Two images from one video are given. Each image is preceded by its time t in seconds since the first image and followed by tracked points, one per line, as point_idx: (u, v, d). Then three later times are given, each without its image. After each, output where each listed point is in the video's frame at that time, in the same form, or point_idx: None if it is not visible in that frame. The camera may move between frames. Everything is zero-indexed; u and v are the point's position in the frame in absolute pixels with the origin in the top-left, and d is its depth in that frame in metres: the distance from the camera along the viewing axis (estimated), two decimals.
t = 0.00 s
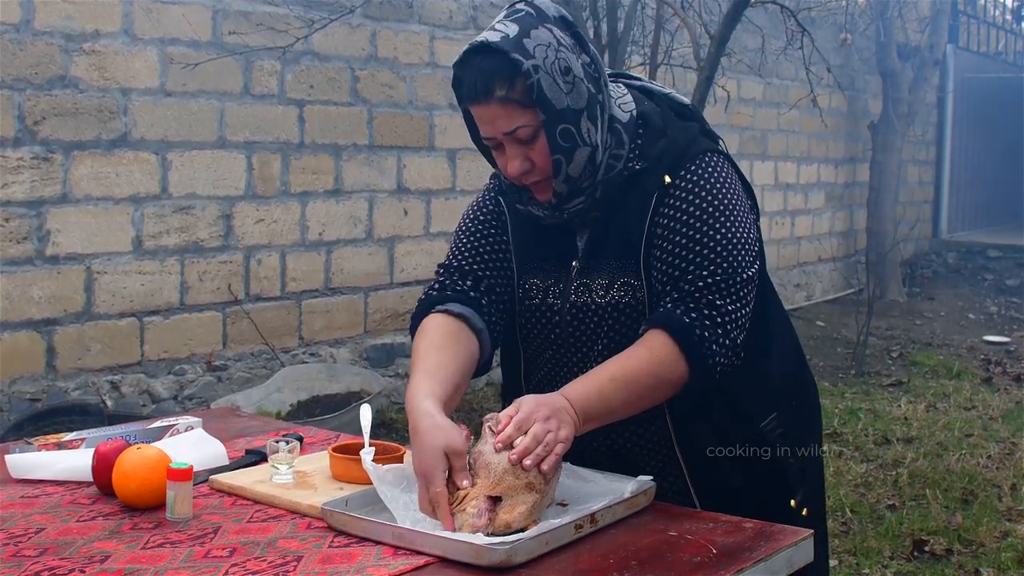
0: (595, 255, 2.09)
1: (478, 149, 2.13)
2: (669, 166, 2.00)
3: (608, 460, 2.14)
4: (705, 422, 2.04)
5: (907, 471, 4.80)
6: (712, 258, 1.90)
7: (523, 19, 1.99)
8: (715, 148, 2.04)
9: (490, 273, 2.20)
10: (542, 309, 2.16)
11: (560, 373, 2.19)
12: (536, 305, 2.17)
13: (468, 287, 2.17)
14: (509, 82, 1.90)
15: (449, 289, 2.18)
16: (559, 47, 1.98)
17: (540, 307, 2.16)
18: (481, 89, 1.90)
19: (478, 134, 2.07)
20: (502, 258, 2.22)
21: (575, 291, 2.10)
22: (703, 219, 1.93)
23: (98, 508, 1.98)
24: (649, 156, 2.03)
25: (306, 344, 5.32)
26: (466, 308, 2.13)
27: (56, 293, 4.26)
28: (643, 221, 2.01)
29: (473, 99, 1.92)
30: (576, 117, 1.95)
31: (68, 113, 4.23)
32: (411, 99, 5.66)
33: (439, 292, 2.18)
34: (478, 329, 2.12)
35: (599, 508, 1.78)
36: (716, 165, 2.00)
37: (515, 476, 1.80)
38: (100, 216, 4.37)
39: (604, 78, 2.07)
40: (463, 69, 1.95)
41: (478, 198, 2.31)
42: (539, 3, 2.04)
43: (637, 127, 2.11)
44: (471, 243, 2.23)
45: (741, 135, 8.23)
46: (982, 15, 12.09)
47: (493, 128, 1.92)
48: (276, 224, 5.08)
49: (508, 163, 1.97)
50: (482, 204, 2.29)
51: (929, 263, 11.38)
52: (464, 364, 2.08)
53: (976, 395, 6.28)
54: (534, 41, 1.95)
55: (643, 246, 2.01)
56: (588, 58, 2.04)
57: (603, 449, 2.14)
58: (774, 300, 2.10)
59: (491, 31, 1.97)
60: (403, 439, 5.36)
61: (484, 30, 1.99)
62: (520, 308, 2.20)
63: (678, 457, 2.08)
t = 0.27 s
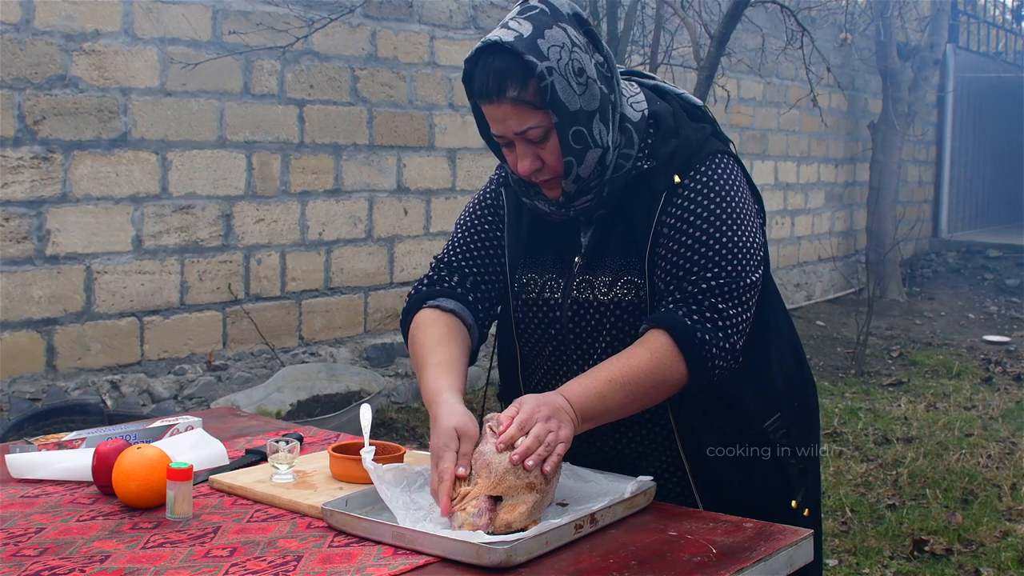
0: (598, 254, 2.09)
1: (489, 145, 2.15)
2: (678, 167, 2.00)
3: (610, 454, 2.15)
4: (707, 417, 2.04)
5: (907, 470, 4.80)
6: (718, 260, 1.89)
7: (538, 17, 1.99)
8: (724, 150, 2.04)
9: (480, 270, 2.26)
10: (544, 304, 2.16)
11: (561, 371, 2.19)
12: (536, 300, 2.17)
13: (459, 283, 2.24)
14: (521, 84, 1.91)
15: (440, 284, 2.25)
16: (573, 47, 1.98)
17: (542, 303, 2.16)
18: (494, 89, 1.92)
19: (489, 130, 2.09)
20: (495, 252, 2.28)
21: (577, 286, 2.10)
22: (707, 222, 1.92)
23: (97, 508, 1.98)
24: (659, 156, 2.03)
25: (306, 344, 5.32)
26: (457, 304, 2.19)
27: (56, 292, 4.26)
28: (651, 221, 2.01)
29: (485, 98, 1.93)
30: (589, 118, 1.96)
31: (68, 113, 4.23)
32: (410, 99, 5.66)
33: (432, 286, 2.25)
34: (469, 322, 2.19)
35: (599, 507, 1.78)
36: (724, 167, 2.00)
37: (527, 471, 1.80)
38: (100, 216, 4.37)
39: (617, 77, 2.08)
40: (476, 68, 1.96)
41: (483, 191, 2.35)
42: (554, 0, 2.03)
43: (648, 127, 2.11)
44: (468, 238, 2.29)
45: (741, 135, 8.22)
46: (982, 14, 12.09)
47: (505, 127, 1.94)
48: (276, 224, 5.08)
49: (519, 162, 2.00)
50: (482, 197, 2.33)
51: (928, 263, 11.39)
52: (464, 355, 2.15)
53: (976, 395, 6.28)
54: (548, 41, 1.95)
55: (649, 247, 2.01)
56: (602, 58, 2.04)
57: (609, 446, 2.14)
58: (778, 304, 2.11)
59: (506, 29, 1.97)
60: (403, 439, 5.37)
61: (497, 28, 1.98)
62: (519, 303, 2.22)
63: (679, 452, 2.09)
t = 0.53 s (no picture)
0: (596, 245, 2.08)
1: (494, 135, 2.15)
2: (677, 163, 1.99)
3: (604, 452, 2.15)
4: (700, 412, 2.05)
5: (908, 470, 4.80)
6: (715, 257, 1.90)
7: (545, 10, 1.99)
8: (726, 149, 2.03)
9: (484, 271, 2.32)
10: (540, 294, 2.16)
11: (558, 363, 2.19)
12: (533, 290, 2.18)
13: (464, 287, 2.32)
14: (525, 76, 1.92)
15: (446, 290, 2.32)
16: (578, 41, 1.98)
17: (539, 292, 2.16)
18: (498, 80, 1.92)
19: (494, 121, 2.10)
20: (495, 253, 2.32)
21: (573, 277, 2.09)
22: (705, 219, 1.92)
23: (97, 508, 1.98)
24: (660, 152, 2.03)
25: (306, 344, 5.32)
26: (463, 310, 2.27)
27: (56, 291, 4.26)
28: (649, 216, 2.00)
29: (490, 89, 1.94)
30: (590, 112, 1.96)
31: (68, 112, 4.23)
32: (410, 98, 5.66)
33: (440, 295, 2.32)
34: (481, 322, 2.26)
35: (599, 507, 1.78)
36: (724, 165, 1.99)
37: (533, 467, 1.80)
38: (100, 215, 4.37)
39: (622, 72, 2.08)
40: (482, 58, 1.97)
41: (490, 183, 2.38)
42: None
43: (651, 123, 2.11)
44: (473, 236, 2.35)
45: (741, 134, 8.22)
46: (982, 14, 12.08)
47: (508, 119, 1.95)
48: (276, 223, 5.08)
49: (521, 153, 2.00)
50: (489, 190, 2.36)
51: (928, 263, 11.39)
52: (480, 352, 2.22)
53: (976, 395, 6.29)
54: (554, 34, 1.95)
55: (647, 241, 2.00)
56: (607, 52, 2.04)
57: (603, 442, 2.13)
58: (779, 303, 2.10)
59: (512, 21, 1.97)
60: (403, 438, 5.37)
61: (505, 19, 1.99)
62: (519, 295, 2.23)
63: (672, 450, 2.09)
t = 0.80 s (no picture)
0: (597, 240, 2.08)
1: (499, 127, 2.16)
2: (679, 160, 1.99)
3: (600, 449, 2.15)
4: (697, 410, 2.05)
5: (908, 470, 4.80)
6: (715, 255, 1.90)
7: (553, 4, 1.99)
8: (730, 149, 2.03)
9: (488, 267, 2.34)
10: (539, 285, 2.17)
11: (557, 357, 2.19)
12: (533, 281, 2.19)
13: (471, 288, 2.34)
14: (530, 67, 1.92)
15: (455, 292, 2.35)
16: (584, 35, 1.98)
17: (539, 284, 2.17)
18: (503, 71, 1.93)
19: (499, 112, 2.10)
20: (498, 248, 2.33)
21: (572, 271, 2.10)
22: (706, 217, 1.92)
23: (97, 507, 1.98)
24: (663, 149, 2.03)
25: (306, 343, 5.32)
26: (472, 309, 2.29)
27: (56, 291, 4.26)
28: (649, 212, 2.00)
29: (495, 80, 1.95)
30: (593, 106, 1.96)
31: (68, 112, 4.23)
32: (410, 98, 5.66)
33: (449, 296, 2.34)
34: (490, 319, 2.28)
35: (599, 506, 1.78)
36: (726, 164, 1.99)
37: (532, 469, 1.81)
38: (100, 215, 4.37)
39: (628, 69, 2.08)
40: (488, 49, 1.97)
41: (496, 177, 2.38)
42: None
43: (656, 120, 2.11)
44: (480, 231, 2.36)
45: (741, 134, 8.22)
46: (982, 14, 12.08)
47: (513, 110, 1.95)
48: (276, 223, 5.08)
49: (526, 144, 2.01)
50: (495, 185, 2.36)
51: (928, 262, 11.39)
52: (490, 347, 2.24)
53: (976, 395, 6.29)
54: (560, 28, 1.95)
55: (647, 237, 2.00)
56: (613, 48, 2.04)
57: (600, 439, 2.13)
58: (780, 304, 2.10)
59: (520, 13, 1.98)
60: (403, 438, 5.37)
61: (512, 12, 2.00)
62: (520, 288, 2.23)
63: (667, 450, 2.08)
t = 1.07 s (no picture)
0: (594, 238, 2.08)
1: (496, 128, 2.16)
2: (675, 159, 1.99)
3: (600, 448, 2.15)
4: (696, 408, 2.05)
5: (908, 469, 4.80)
6: (711, 253, 1.90)
7: (547, 6, 1.99)
8: (727, 148, 2.02)
9: (488, 266, 2.34)
10: (538, 284, 2.17)
11: (556, 356, 2.19)
12: (531, 280, 2.19)
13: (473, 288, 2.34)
14: (525, 70, 1.92)
15: (458, 292, 2.35)
16: (579, 37, 1.97)
17: (537, 282, 2.17)
18: (498, 74, 1.93)
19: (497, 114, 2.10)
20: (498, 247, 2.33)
21: (569, 269, 2.10)
22: (702, 214, 1.92)
23: (97, 507, 1.98)
24: (659, 148, 2.02)
25: (306, 343, 5.32)
26: (479, 307, 2.30)
27: (56, 291, 4.26)
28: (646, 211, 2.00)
29: (491, 83, 1.95)
30: (588, 108, 1.95)
31: (68, 112, 4.23)
32: (410, 98, 5.66)
33: (451, 296, 2.35)
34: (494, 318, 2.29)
35: (599, 506, 1.78)
36: (721, 162, 1.99)
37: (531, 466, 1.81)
38: (100, 215, 4.37)
39: (624, 68, 2.07)
40: (483, 52, 1.97)
41: (496, 177, 2.38)
42: None
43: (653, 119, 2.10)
44: (481, 232, 2.36)
45: (741, 134, 8.22)
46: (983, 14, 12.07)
47: (509, 113, 1.95)
48: (276, 223, 5.08)
49: (523, 146, 2.01)
50: (496, 183, 2.36)
51: (928, 262, 11.39)
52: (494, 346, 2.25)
53: (976, 394, 6.29)
54: (554, 30, 1.94)
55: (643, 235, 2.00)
56: (609, 48, 2.03)
57: (600, 438, 2.13)
58: (779, 303, 2.10)
59: (515, 16, 1.97)
60: (403, 438, 5.38)
61: (507, 15, 1.99)
62: (519, 287, 2.23)
63: (667, 448, 2.08)
